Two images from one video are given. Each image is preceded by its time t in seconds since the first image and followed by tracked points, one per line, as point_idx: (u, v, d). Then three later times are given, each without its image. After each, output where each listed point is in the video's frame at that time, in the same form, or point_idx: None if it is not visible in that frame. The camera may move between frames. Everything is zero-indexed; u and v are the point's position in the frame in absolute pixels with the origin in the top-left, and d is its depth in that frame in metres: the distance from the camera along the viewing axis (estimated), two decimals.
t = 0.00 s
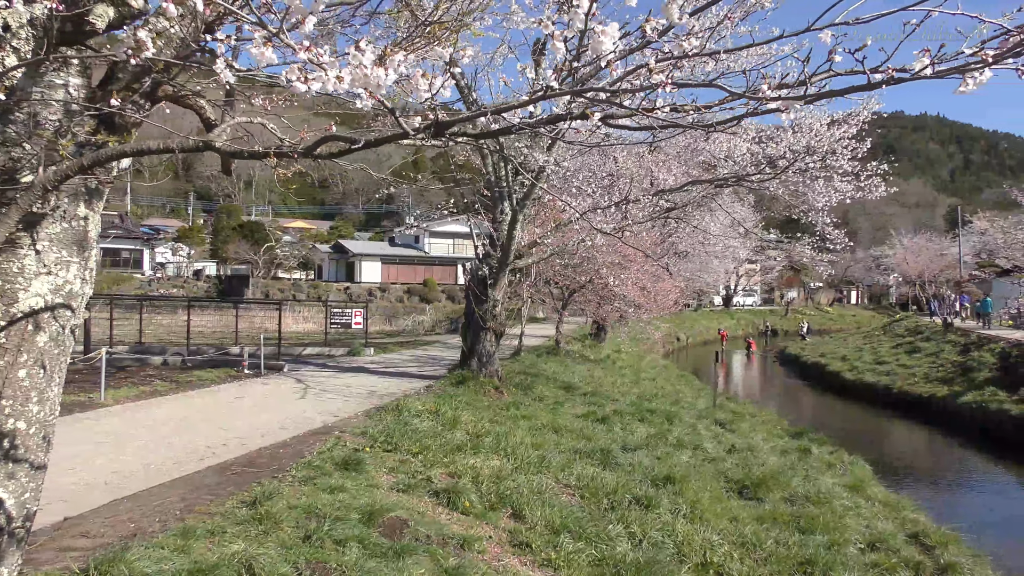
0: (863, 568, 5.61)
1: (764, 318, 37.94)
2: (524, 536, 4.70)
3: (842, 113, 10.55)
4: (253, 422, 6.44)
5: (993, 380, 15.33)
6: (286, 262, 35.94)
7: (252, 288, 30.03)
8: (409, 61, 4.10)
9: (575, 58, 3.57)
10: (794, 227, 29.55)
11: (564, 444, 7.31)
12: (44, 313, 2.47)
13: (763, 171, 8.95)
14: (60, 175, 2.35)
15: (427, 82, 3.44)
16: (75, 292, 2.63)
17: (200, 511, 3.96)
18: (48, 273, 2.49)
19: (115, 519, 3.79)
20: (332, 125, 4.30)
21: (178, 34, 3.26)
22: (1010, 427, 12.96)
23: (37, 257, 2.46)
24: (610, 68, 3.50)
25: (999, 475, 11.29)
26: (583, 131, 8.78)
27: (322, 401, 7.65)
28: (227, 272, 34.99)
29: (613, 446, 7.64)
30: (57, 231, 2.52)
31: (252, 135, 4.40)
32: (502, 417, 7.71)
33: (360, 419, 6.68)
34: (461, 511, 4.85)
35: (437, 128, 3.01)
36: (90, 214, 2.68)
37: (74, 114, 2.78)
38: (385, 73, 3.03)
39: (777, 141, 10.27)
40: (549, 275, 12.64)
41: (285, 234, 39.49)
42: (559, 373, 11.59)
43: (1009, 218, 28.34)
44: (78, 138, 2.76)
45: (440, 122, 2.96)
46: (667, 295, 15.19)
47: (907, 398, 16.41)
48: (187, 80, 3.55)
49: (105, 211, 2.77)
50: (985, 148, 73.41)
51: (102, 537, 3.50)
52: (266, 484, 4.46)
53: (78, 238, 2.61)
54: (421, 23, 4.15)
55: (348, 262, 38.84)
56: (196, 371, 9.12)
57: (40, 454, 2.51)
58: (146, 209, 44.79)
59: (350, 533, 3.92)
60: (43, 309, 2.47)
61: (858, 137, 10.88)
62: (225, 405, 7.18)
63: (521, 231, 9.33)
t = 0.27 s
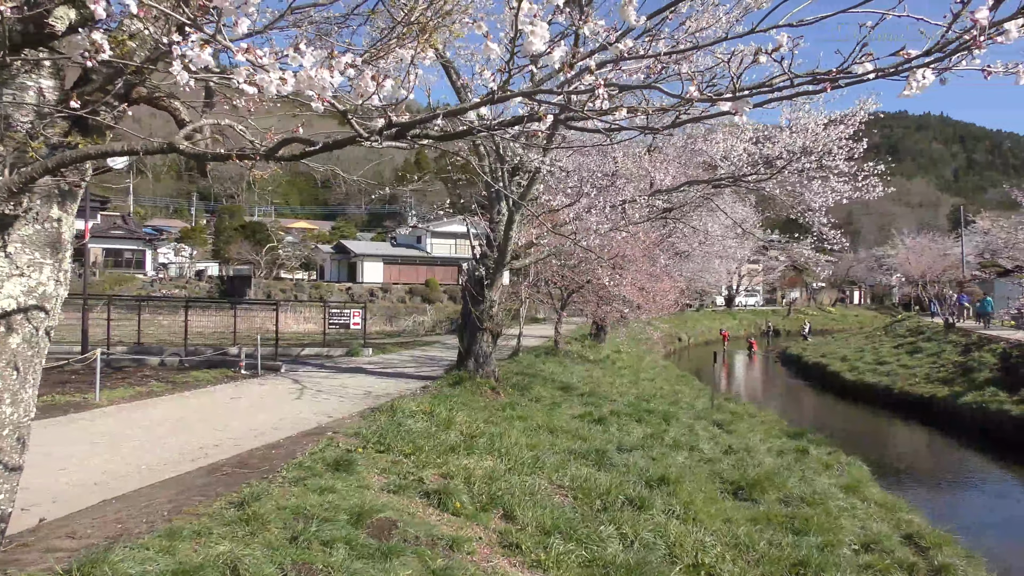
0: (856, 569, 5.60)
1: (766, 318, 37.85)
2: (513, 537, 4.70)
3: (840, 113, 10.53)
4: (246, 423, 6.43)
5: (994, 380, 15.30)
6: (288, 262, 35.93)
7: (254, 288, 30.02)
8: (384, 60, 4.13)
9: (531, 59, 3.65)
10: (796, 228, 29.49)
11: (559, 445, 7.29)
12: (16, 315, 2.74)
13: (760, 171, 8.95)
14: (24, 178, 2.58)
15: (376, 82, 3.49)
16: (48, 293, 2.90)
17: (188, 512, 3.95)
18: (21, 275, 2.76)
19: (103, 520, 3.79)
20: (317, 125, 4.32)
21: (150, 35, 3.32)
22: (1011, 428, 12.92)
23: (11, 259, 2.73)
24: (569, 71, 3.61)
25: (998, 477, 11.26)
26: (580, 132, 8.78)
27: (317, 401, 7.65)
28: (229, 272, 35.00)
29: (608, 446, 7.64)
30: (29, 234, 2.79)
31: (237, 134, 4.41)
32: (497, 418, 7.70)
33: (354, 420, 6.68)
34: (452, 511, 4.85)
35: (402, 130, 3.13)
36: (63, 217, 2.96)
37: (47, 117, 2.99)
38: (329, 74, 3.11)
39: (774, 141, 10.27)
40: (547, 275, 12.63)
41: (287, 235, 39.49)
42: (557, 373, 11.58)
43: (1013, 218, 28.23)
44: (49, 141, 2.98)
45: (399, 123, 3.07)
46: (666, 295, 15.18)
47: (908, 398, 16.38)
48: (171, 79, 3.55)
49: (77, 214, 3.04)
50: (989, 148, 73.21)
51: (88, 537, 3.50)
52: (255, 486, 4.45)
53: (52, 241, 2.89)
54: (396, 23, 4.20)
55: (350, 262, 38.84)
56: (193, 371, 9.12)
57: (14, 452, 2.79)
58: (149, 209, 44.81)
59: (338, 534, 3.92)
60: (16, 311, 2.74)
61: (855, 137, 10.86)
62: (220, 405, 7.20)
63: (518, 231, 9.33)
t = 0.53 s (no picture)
0: (853, 569, 5.60)
1: (769, 318, 37.79)
2: (508, 537, 4.69)
3: (838, 113, 10.55)
4: (244, 423, 6.43)
5: (996, 380, 15.28)
6: (291, 263, 35.95)
7: (257, 289, 30.05)
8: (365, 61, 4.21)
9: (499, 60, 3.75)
10: (799, 228, 29.46)
11: (558, 445, 7.29)
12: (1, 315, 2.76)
13: (759, 170, 8.97)
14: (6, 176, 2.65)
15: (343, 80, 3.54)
16: (33, 294, 2.93)
17: (181, 511, 3.97)
18: (5, 275, 2.78)
19: (95, 520, 3.80)
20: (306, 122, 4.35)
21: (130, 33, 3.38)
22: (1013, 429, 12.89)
23: None
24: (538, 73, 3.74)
25: (999, 477, 11.23)
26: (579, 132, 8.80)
27: (315, 402, 7.65)
28: (232, 273, 35.04)
29: (606, 446, 7.64)
30: (13, 233, 2.83)
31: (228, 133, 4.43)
32: (496, 419, 7.70)
33: (352, 420, 6.69)
34: (447, 512, 4.85)
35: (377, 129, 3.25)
36: (47, 216, 3.01)
37: (31, 116, 3.05)
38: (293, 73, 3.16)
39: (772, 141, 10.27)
40: (547, 275, 12.63)
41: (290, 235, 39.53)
42: (557, 374, 11.58)
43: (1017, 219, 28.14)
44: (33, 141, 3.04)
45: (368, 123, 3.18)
46: (666, 295, 15.17)
47: (910, 398, 16.36)
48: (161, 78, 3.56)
49: (63, 214, 3.10)
50: (994, 148, 73.02)
51: (79, 537, 3.52)
52: (250, 485, 4.46)
53: (36, 241, 2.92)
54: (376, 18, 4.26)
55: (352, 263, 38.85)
56: (192, 372, 9.14)
57: None
58: (152, 210, 44.90)
59: (331, 534, 3.92)
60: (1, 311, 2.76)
61: (853, 136, 10.88)
62: (218, 406, 7.20)
63: (517, 231, 9.35)
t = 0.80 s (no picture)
0: (847, 569, 5.61)
1: (768, 318, 37.79)
2: (502, 537, 4.70)
3: (835, 114, 10.58)
4: (240, 423, 6.44)
5: (994, 381, 15.29)
6: (290, 262, 35.95)
7: (256, 288, 30.07)
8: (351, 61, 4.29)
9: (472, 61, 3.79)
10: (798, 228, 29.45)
11: (554, 446, 7.29)
12: None
13: (756, 171, 9.02)
14: None
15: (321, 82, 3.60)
16: (22, 294, 2.95)
17: (175, 511, 3.97)
18: None
19: (89, 519, 3.81)
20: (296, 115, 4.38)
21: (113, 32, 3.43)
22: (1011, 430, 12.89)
23: None
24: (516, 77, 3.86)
25: (996, 478, 11.24)
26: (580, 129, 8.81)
27: (312, 401, 7.65)
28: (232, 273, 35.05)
29: (602, 446, 7.65)
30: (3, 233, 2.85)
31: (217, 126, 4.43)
32: (493, 419, 7.70)
33: (349, 420, 6.70)
34: (441, 511, 4.86)
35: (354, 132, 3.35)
36: (37, 216, 3.03)
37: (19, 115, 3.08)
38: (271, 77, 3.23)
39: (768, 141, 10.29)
40: (545, 275, 12.64)
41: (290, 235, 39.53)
42: (554, 374, 11.58)
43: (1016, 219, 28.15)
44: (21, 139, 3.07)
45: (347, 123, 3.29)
46: (664, 296, 15.18)
47: (908, 398, 16.38)
48: (154, 77, 3.55)
49: (52, 214, 3.12)
50: (993, 148, 73.03)
51: (73, 536, 3.52)
52: (244, 485, 4.47)
53: (25, 240, 2.94)
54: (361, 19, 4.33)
55: (352, 263, 38.86)
56: (189, 372, 9.15)
57: None
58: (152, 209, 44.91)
59: (324, 534, 3.93)
60: None
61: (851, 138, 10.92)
62: (215, 406, 7.19)
63: (514, 231, 9.38)
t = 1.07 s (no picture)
0: (840, 570, 5.62)
1: (768, 319, 37.80)
2: (495, 537, 4.71)
3: (832, 116, 10.62)
4: (235, 424, 6.45)
5: (991, 382, 15.30)
6: (290, 263, 35.97)
7: (256, 288, 30.09)
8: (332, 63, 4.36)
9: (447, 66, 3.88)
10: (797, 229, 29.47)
11: (548, 446, 7.30)
12: None
13: (752, 172, 9.06)
14: None
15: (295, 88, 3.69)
16: (9, 295, 3.05)
17: (168, 511, 3.98)
18: None
19: (81, 519, 3.83)
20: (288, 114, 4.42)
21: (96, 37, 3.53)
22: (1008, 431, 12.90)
23: None
24: (488, 83, 3.94)
25: (993, 479, 11.25)
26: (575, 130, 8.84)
27: (307, 402, 7.66)
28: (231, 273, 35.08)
29: (598, 447, 7.66)
30: None
31: (208, 127, 4.45)
32: (488, 420, 7.72)
33: (344, 420, 6.71)
34: (434, 512, 4.88)
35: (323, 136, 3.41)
36: (24, 219, 3.13)
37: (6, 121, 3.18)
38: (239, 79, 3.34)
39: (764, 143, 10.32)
40: (542, 277, 12.65)
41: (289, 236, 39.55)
42: (552, 375, 11.59)
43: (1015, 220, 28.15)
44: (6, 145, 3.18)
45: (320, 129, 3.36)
46: (662, 297, 15.19)
47: (905, 399, 16.40)
48: (143, 80, 3.57)
49: (38, 217, 3.22)
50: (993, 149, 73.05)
51: (66, 536, 3.55)
52: (238, 485, 4.48)
53: (13, 243, 3.03)
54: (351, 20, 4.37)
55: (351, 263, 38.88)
56: (186, 372, 9.16)
57: None
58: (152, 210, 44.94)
59: (316, 534, 3.94)
60: None
61: (847, 139, 10.96)
62: (210, 407, 7.20)
63: (510, 232, 9.39)
